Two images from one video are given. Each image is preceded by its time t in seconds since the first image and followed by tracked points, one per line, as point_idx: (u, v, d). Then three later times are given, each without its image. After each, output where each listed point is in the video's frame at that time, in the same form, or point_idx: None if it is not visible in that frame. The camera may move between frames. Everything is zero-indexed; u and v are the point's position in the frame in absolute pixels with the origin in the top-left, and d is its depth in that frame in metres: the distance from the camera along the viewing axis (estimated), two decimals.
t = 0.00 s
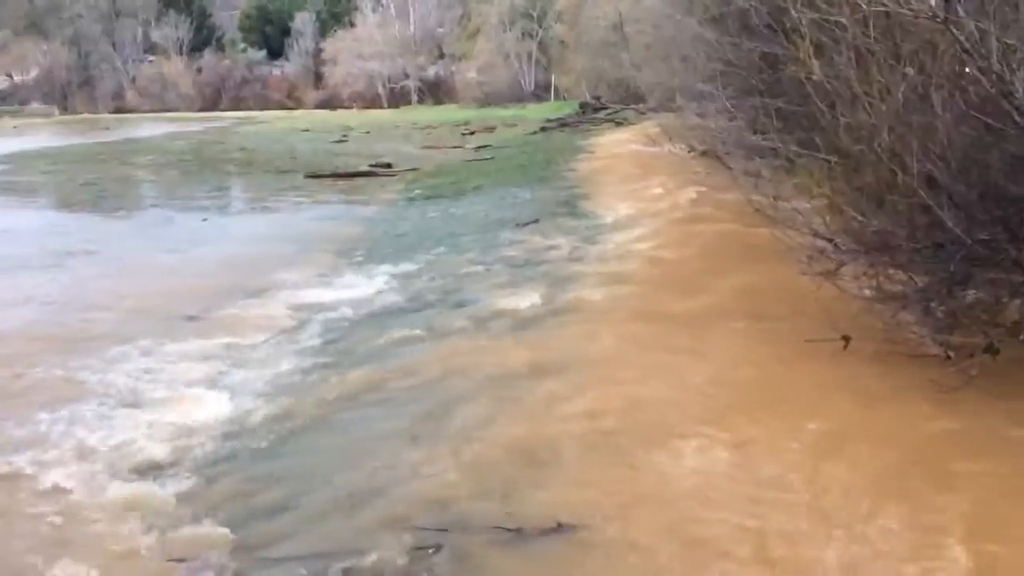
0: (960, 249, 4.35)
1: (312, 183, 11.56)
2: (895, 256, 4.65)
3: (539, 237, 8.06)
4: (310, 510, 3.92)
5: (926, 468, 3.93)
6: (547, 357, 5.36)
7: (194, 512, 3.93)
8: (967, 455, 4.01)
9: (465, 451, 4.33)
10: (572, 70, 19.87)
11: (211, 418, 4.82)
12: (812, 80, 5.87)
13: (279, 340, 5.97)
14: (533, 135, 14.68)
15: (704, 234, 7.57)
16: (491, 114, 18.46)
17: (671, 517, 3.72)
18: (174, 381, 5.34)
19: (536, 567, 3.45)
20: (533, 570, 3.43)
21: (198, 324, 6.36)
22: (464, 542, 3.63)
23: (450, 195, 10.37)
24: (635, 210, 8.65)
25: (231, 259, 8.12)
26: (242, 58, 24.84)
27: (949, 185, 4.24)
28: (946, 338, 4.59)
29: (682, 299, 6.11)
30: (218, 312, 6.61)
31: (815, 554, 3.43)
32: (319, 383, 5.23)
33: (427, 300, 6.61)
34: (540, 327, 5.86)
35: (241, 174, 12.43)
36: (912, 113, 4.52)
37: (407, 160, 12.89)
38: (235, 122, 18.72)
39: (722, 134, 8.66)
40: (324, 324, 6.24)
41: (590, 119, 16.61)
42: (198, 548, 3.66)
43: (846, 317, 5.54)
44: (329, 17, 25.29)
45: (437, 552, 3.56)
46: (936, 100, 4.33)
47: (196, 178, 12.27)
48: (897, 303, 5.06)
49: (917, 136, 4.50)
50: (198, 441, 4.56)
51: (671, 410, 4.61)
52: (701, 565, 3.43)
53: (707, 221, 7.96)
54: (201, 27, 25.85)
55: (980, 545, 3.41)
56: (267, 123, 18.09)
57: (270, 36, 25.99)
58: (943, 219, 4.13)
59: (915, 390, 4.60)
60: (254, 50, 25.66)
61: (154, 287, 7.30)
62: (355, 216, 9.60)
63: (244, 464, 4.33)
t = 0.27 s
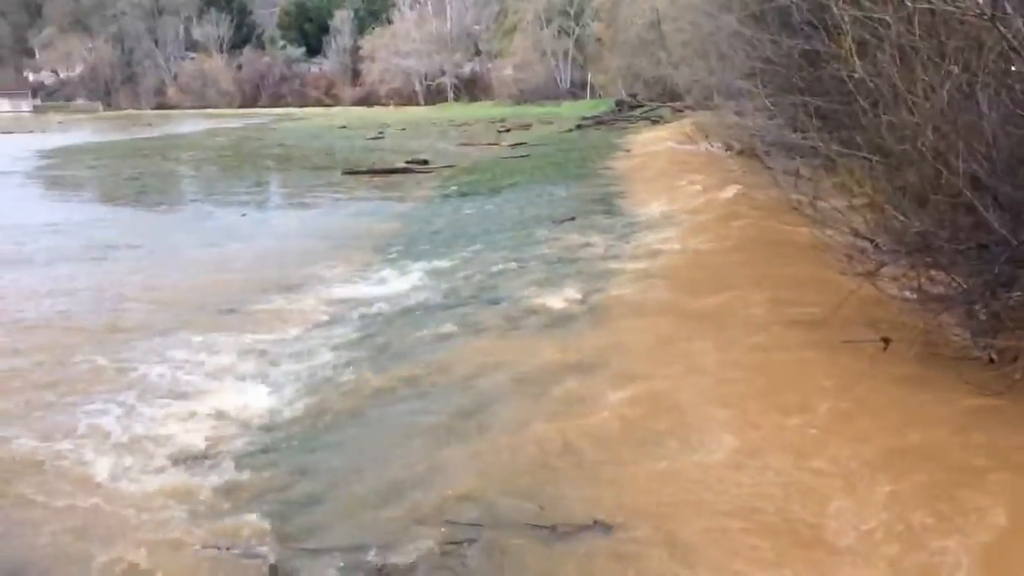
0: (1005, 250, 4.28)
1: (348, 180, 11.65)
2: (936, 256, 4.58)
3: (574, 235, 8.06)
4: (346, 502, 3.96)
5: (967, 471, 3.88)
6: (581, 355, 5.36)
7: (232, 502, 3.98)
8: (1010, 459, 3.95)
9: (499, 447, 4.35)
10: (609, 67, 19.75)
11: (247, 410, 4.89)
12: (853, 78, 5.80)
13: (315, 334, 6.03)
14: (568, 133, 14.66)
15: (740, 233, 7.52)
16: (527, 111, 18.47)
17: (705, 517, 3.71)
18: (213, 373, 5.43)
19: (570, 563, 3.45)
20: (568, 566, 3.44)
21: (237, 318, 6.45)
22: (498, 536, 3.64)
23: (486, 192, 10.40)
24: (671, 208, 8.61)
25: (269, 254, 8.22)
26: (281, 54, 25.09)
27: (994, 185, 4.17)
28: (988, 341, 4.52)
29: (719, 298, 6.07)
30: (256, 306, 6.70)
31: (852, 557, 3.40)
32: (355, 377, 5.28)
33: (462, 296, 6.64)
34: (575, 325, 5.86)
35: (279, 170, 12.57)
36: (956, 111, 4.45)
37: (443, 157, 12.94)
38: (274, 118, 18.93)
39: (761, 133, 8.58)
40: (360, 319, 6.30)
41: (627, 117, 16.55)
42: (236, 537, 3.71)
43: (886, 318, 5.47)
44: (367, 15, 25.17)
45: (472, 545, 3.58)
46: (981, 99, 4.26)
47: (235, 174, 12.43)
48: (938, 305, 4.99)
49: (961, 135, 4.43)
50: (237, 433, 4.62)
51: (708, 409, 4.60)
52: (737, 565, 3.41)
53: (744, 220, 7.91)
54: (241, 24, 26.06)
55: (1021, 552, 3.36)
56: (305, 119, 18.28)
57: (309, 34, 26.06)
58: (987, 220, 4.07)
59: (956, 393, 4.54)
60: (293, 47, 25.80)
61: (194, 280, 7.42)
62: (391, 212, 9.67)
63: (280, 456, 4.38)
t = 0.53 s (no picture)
0: None
1: (381, 179, 11.72)
2: (976, 259, 4.51)
3: (606, 235, 8.03)
4: (378, 498, 3.98)
5: (999, 474, 3.85)
6: (613, 355, 5.34)
7: (264, 497, 4.01)
8: None
9: (528, 445, 4.37)
10: (642, 67, 19.59)
11: (280, 407, 4.93)
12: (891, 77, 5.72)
13: (349, 332, 6.08)
14: (600, 133, 14.61)
15: (774, 234, 7.46)
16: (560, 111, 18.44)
17: (732, 517, 3.71)
18: (248, 369, 5.49)
19: (602, 564, 3.45)
20: (599, 566, 3.43)
21: (270, 315, 6.51)
22: (529, 536, 3.64)
23: (517, 192, 10.41)
24: (704, 208, 8.56)
25: (303, 251, 8.30)
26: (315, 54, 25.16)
27: None
28: None
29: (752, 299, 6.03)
30: (290, 303, 6.76)
31: (878, 558, 3.39)
32: (387, 375, 5.31)
33: (494, 296, 6.66)
34: (607, 325, 5.85)
35: (312, 169, 12.67)
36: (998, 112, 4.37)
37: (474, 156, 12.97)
38: (308, 117, 19.10)
39: (796, 133, 8.50)
40: (392, 317, 6.34)
41: (660, 117, 16.48)
42: (268, 531, 3.74)
43: (925, 322, 5.39)
44: (400, 15, 25.22)
45: (503, 544, 3.59)
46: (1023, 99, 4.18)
47: (269, 172, 12.55)
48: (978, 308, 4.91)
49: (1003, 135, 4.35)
50: (271, 429, 4.67)
51: (737, 408, 4.59)
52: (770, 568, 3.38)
53: (778, 221, 7.84)
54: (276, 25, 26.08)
55: None
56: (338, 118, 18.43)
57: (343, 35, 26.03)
58: None
59: (996, 398, 4.47)
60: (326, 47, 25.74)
61: (229, 277, 7.51)
62: (423, 211, 9.70)
63: (313, 452, 4.41)
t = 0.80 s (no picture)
0: None
1: (410, 180, 11.77)
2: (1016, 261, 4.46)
3: (635, 236, 8.01)
4: (410, 498, 3.98)
5: None
6: (644, 357, 5.32)
7: (298, 496, 4.04)
8: None
9: (560, 445, 4.38)
10: (671, 67, 19.47)
11: (312, 407, 4.97)
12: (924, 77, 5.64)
13: (380, 333, 6.12)
14: (629, 133, 14.55)
15: (807, 236, 7.40)
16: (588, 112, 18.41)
17: (761, 515, 3.71)
18: (281, 369, 5.54)
19: (634, 566, 3.43)
20: (631, 569, 3.40)
21: (302, 315, 6.57)
22: (562, 538, 3.63)
23: (546, 193, 10.40)
24: (734, 209, 8.50)
25: (333, 253, 8.36)
26: (345, 56, 25.65)
27: None
28: None
29: (785, 301, 5.98)
30: (320, 304, 6.82)
31: (905, 557, 3.38)
32: (418, 376, 5.33)
33: (524, 297, 6.67)
34: (637, 327, 5.83)
35: (342, 170, 12.76)
36: None
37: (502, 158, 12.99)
38: (337, 119, 19.24)
39: (828, 133, 8.42)
40: (422, 318, 6.36)
41: (689, 117, 16.39)
42: (302, 530, 3.76)
43: (962, 324, 5.32)
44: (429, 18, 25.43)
45: (534, 545, 3.58)
46: None
47: (299, 174, 12.66)
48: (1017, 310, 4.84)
49: None
50: (302, 429, 4.70)
51: (767, 407, 4.60)
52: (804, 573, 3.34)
53: (810, 223, 7.77)
54: (306, 28, 26.50)
55: None
56: (367, 121, 18.56)
57: (373, 37, 26.38)
58: None
59: None
60: (356, 50, 26.19)
61: (260, 278, 7.59)
62: (453, 212, 9.73)
63: (346, 452, 4.44)
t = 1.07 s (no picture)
0: None
1: (442, 182, 11.83)
2: None
3: (668, 237, 7.98)
4: (443, 498, 4.01)
5: None
6: (677, 359, 5.31)
7: (334, 494, 4.07)
8: None
9: (593, 445, 4.40)
10: (705, 68, 19.36)
11: (346, 406, 5.02)
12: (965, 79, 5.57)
13: (414, 333, 6.16)
14: (662, 135, 14.48)
15: (844, 239, 7.33)
16: (621, 113, 18.37)
17: (789, 513, 3.73)
18: (316, 369, 5.59)
19: (667, 570, 3.41)
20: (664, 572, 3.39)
21: (336, 316, 6.62)
22: (594, 539, 3.63)
23: (579, 194, 10.39)
24: (769, 212, 8.43)
25: (367, 254, 8.41)
26: (377, 59, 25.86)
27: None
28: None
29: (820, 304, 5.94)
30: (354, 305, 6.87)
31: (932, 556, 3.39)
32: (451, 377, 5.36)
33: (556, 298, 6.67)
34: (670, 329, 5.81)
35: (376, 172, 12.84)
36: None
37: (535, 159, 13.00)
38: (371, 121, 19.37)
39: (865, 134, 8.34)
40: (455, 319, 6.39)
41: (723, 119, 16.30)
42: (338, 528, 3.79)
43: (999, 327, 5.26)
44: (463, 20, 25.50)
45: (567, 547, 3.58)
46: None
47: (333, 176, 12.76)
48: None
49: None
50: (336, 428, 4.75)
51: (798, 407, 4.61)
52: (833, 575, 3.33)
53: (847, 226, 7.70)
54: (341, 31, 26.80)
55: None
56: (401, 122, 18.68)
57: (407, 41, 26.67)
58: None
59: None
60: (389, 52, 26.43)
61: (295, 279, 7.66)
62: (485, 214, 9.76)
63: (379, 451, 4.48)
